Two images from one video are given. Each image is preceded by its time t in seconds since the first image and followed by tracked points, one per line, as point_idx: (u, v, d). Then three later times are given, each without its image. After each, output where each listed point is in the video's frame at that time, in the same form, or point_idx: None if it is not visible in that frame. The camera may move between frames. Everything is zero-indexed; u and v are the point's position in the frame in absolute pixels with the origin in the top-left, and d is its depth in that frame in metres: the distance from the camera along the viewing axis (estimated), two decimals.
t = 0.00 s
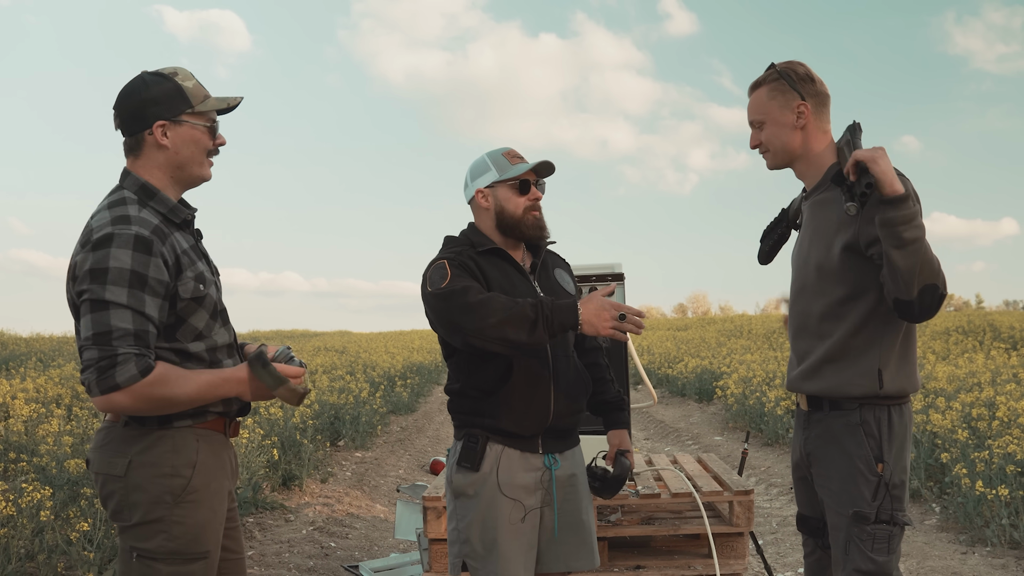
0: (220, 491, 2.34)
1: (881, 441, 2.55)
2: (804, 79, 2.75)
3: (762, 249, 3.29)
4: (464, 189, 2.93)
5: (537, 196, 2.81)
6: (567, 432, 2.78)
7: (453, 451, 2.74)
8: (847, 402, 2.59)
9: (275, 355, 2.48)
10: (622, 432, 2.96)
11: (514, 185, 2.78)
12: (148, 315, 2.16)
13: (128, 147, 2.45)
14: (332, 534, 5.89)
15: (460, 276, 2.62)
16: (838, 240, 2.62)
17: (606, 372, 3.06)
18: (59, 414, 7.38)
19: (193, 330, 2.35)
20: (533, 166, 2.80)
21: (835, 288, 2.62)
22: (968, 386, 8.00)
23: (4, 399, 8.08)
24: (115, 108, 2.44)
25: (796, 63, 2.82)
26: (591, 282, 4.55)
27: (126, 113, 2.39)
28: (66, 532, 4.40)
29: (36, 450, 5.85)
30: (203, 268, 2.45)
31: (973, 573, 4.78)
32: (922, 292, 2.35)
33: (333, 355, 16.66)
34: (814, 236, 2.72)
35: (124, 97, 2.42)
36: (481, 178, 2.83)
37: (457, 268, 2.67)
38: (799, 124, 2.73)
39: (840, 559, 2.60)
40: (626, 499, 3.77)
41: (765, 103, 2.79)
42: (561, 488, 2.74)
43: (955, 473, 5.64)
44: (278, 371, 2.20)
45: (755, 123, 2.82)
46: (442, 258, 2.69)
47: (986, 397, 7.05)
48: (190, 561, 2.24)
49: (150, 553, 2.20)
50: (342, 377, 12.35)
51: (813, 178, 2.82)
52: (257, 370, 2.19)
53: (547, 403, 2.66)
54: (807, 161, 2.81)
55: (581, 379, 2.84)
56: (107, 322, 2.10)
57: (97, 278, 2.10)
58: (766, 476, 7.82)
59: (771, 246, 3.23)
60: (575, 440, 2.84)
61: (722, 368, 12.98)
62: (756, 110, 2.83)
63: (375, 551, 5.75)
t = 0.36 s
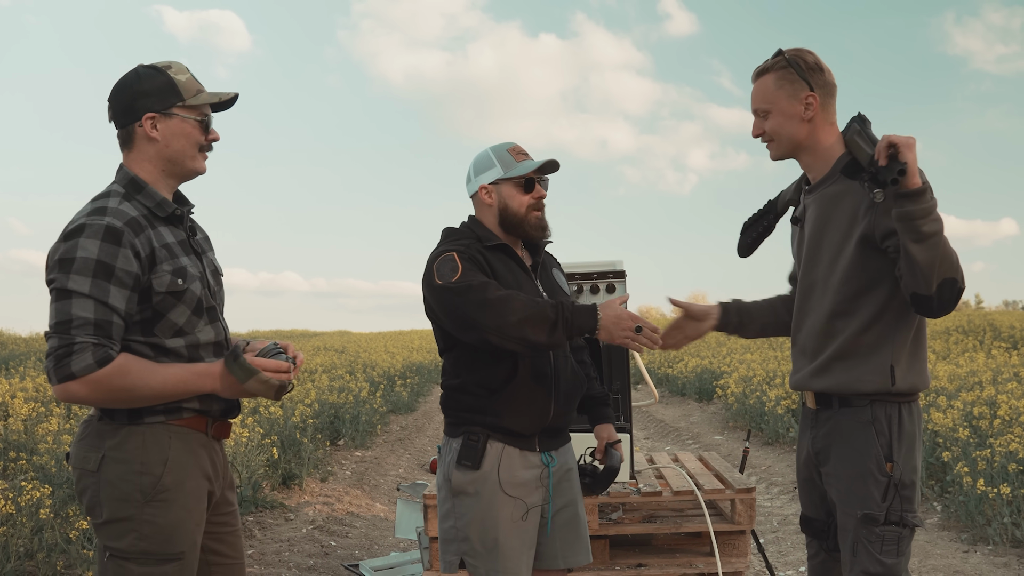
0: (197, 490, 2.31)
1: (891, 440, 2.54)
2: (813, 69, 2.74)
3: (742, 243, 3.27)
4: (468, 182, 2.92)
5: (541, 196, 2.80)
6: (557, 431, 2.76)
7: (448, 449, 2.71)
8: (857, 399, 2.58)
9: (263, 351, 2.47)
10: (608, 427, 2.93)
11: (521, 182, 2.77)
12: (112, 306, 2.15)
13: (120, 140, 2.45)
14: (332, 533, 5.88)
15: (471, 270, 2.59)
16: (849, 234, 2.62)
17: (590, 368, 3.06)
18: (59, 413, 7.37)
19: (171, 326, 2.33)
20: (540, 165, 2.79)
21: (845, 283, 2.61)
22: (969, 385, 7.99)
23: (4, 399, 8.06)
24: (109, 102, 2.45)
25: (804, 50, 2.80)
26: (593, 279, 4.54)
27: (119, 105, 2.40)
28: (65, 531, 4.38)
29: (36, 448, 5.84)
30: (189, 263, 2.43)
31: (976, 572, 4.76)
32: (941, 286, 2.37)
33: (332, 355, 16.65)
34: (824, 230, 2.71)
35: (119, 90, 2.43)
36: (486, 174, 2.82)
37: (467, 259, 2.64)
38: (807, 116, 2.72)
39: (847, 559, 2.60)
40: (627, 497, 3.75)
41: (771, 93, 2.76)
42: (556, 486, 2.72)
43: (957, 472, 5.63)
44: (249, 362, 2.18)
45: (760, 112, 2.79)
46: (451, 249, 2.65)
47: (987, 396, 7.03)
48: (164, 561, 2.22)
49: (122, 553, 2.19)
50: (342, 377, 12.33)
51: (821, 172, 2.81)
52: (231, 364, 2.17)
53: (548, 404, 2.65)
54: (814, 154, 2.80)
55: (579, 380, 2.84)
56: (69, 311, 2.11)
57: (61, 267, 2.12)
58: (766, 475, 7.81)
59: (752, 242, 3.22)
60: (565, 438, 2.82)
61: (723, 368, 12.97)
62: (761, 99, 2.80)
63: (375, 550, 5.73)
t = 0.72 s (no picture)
0: (195, 497, 2.29)
1: (893, 450, 2.52)
2: (818, 64, 2.71)
3: (735, 243, 3.23)
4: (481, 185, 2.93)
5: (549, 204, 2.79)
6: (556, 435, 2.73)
7: (450, 455, 2.67)
8: (860, 405, 2.55)
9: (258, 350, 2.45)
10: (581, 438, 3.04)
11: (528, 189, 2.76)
12: (111, 310, 2.13)
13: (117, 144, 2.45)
14: (332, 535, 5.86)
15: (483, 275, 2.56)
16: (859, 236, 2.60)
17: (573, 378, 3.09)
18: (58, 414, 7.35)
19: (170, 330, 2.30)
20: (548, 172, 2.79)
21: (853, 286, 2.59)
22: (971, 387, 7.98)
23: (3, 400, 8.04)
24: (104, 103, 2.44)
25: (813, 45, 2.77)
26: (594, 281, 4.51)
27: (111, 107, 2.38)
28: (64, 534, 4.36)
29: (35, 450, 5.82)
30: (187, 266, 2.40)
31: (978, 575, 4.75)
32: (957, 291, 2.36)
33: (332, 355, 16.64)
34: (830, 232, 2.68)
35: (112, 91, 2.41)
36: (497, 175, 2.82)
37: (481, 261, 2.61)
38: (805, 111, 2.69)
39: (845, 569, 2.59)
40: (630, 501, 3.73)
41: (775, 85, 2.77)
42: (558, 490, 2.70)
43: (959, 474, 5.61)
44: (251, 373, 2.23)
45: (763, 104, 2.81)
46: (468, 251, 2.61)
47: (989, 398, 7.01)
48: (161, 569, 2.20)
49: (119, 560, 2.17)
50: (342, 377, 12.31)
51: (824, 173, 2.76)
52: (231, 372, 2.21)
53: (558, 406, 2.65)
54: (815, 148, 2.75)
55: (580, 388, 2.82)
56: (66, 315, 2.09)
57: (59, 271, 2.10)
58: (767, 477, 7.81)
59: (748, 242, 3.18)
60: (563, 441, 2.80)
61: (723, 369, 12.95)
62: (766, 91, 2.82)
63: (375, 553, 5.71)
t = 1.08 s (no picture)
0: (197, 502, 2.28)
1: (876, 448, 2.49)
2: (808, 72, 2.70)
3: (741, 251, 3.23)
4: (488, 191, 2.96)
5: (549, 195, 2.79)
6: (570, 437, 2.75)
7: (463, 458, 2.65)
8: (844, 405, 2.54)
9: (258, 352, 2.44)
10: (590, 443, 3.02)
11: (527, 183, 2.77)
12: (115, 311, 2.12)
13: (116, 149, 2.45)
14: (334, 537, 5.85)
15: (503, 285, 2.56)
16: (841, 237, 2.59)
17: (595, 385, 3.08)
18: (59, 415, 7.34)
19: (173, 333, 2.30)
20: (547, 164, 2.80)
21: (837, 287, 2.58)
22: (972, 387, 7.98)
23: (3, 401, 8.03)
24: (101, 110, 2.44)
25: (803, 54, 2.77)
26: (598, 282, 4.51)
27: (108, 112, 2.38)
28: (66, 536, 4.36)
29: (36, 452, 5.81)
30: (190, 269, 2.40)
31: None
32: (930, 287, 2.33)
33: (332, 355, 16.63)
34: (816, 235, 2.68)
35: (108, 96, 2.41)
36: (496, 179, 2.86)
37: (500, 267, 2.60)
38: (794, 117, 2.70)
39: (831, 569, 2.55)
40: (634, 504, 3.74)
41: (765, 93, 2.78)
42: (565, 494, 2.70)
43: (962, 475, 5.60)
44: (258, 379, 2.25)
45: (754, 112, 2.81)
46: (486, 254, 2.60)
47: (991, 398, 7.01)
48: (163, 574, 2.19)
49: (121, 565, 2.16)
50: (342, 378, 12.31)
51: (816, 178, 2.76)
52: (237, 376, 2.23)
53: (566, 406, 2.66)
54: (806, 153, 2.75)
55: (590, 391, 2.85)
56: (70, 316, 2.08)
57: (64, 271, 2.09)
58: (769, 478, 7.80)
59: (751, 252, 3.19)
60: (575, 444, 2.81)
61: (724, 369, 12.96)
62: (756, 100, 2.82)
63: (377, 554, 5.70)
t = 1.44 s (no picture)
0: (200, 501, 2.29)
1: (846, 442, 2.49)
2: (801, 92, 2.73)
3: (720, 262, 3.25)
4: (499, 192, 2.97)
5: (544, 207, 2.76)
6: (570, 441, 2.76)
7: (457, 457, 2.68)
8: (815, 401, 2.53)
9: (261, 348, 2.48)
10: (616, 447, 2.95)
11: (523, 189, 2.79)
12: (121, 313, 2.12)
13: (119, 149, 2.43)
14: (334, 538, 5.85)
15: (488, 284, 2.58)
16: (821, 243, 2.60)
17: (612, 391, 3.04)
18: (59, 415, 7.35)
19: (177, 334, 2.31)
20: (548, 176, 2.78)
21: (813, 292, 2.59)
22: (972, 389, 7.98)
23: (4, 401, 8.04)
24: (105, 109, 2.43)
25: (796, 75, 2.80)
26: (599, 284, 4.51)
27: (114, 112, 2.37)
28: (67, 537, 4.37)
29: (36, 452, 5.81)
30: (192, 270, 2.41)
31: None
32: (903, 295, 2.34)
33: (332, 355, 16.63)
34: (796, 241, 2.69)
35: (115, 95, 2.40)
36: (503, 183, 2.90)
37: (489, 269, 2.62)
38: (787, 133, 2.71)
39: (798, 559, 2.53)
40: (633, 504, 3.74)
41: (758, 108, 2.76)
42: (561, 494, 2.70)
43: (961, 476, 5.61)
44: (263, 387, 2.26)
45: (746, 125, 2.80)
46: (472, 258, 2.63)
47: (991, 400, 7.02)
48: (168, 572, 2.19)
49: (125, 564, 2.17)
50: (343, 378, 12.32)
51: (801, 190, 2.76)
52: (243, 378, 2.23)
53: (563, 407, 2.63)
54: (793, 168, 2.76)
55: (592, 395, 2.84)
56: (76, 317, 2.07)
57: (70, 273, 2.08)
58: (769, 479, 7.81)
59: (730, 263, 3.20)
60: (577, 447, 2.82)
61: (724, 370, 12.97)
62: (749, 113, 2.81)
63: (377, 555, 5.71)
